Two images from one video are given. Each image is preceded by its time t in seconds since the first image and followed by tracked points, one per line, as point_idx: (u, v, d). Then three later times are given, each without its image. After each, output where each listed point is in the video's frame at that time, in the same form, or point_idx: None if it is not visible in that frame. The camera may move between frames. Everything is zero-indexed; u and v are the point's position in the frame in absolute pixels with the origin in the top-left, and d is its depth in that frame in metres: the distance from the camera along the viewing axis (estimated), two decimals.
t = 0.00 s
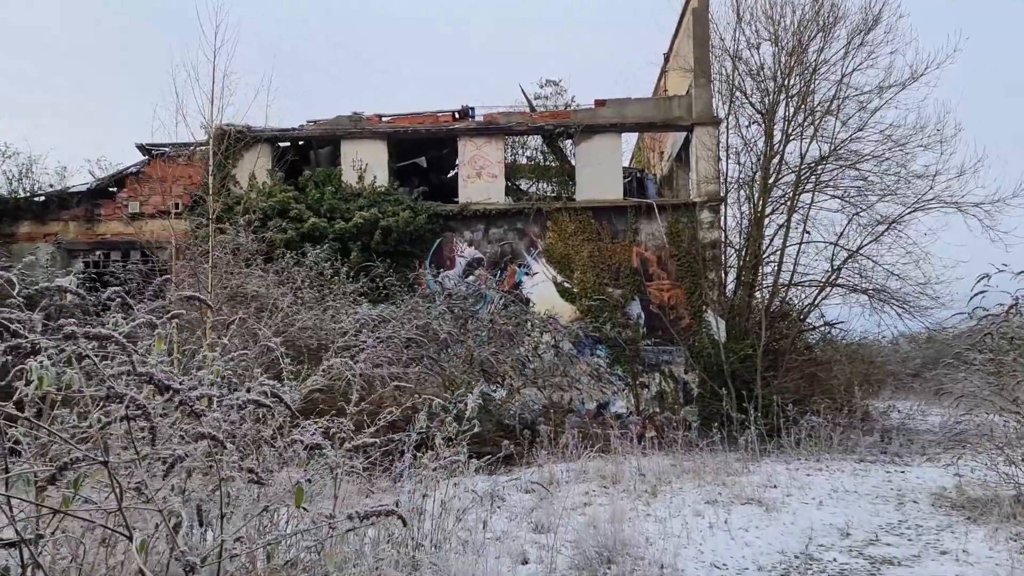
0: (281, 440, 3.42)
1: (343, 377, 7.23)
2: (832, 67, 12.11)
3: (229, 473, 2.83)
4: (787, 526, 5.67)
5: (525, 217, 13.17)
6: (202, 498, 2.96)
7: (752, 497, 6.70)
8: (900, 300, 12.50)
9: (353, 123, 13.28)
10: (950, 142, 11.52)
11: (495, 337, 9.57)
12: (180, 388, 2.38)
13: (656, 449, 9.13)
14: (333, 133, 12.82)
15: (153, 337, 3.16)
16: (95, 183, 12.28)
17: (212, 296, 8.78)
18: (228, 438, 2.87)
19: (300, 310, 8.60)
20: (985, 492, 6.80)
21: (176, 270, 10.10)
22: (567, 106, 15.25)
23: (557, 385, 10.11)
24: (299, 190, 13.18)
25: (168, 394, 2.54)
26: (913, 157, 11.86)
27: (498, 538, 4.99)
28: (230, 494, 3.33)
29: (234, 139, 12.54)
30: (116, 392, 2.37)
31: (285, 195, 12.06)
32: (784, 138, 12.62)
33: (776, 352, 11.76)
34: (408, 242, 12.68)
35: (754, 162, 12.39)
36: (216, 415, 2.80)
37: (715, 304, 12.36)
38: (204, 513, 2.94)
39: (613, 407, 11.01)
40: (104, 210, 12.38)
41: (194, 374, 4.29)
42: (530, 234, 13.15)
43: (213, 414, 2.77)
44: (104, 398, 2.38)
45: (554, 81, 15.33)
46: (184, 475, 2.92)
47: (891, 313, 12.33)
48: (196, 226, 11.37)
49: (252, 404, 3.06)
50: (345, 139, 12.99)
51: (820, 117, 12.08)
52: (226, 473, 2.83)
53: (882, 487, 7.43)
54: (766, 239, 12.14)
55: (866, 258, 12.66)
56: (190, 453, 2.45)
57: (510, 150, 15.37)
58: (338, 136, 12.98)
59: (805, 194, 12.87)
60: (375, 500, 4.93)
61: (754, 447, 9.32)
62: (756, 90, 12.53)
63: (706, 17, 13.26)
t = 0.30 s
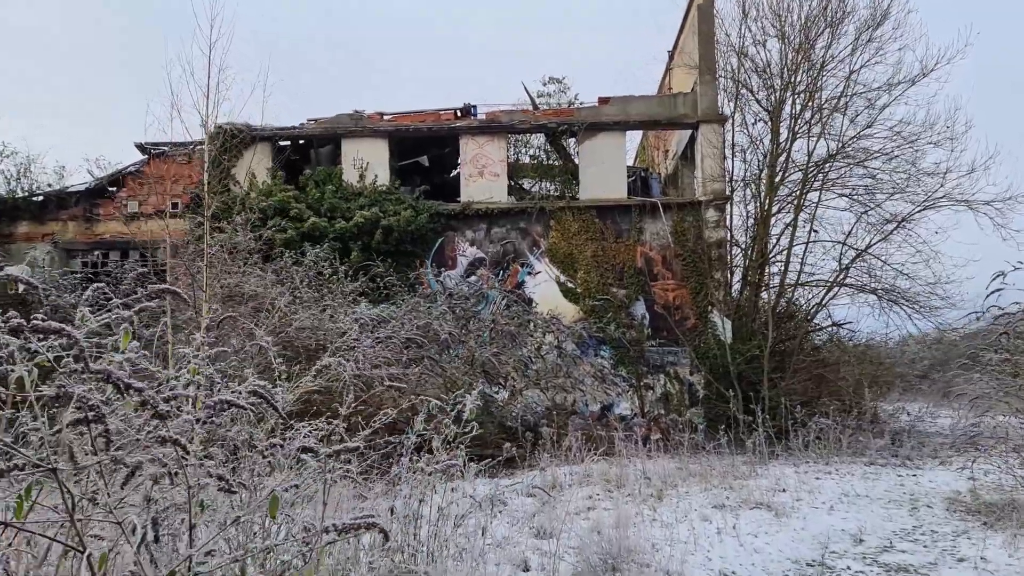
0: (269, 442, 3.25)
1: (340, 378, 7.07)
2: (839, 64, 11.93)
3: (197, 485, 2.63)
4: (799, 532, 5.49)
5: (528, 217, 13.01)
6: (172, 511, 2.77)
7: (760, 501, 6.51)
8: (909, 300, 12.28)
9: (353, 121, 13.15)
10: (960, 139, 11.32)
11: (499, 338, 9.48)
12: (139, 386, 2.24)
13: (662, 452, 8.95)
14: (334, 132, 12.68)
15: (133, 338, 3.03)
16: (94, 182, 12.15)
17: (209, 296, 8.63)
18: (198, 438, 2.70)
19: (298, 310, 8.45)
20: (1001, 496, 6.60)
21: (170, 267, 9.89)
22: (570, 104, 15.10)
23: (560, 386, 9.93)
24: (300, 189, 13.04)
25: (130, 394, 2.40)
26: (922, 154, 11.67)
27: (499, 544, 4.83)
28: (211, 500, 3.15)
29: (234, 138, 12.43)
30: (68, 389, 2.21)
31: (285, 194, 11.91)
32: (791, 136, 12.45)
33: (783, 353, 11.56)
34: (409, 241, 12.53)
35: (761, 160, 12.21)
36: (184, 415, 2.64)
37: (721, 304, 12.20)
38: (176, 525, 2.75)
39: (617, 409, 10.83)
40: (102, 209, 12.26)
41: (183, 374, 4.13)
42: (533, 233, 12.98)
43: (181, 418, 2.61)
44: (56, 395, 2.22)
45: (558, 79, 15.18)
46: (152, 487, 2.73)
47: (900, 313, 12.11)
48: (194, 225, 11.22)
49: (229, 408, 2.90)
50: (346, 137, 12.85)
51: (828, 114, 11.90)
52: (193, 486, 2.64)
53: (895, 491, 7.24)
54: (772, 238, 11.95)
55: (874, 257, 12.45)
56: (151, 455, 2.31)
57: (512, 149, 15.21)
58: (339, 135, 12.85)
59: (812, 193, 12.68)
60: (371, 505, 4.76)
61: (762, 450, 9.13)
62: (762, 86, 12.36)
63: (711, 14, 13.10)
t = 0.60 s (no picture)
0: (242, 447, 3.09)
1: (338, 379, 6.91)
2: (847, 60, 11.75)
3: (157, 501, 2.49)
4: (809, 538, 5.32)
5: (531, 215, 12.84)
6: (132, 520, 2.65)
7: (769, 506, 6.33)
8: (919, 300, 12.08)
9: (353, 119, 13.01)
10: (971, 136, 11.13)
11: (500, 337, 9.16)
12: (87, 391, 2.08)
13: (668, 454, 8.78)
14: (334, 130, 12.54)
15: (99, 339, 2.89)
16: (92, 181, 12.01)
17: (207, 295, 8.48)
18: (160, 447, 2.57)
19: (296, 310, 8.29)
20: (1017, 500, 6.42)
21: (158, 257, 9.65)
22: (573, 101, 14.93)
23: (564, 387, 9.72)
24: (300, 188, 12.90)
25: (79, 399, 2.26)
26: (932, 151, 11.48)
27: (499, 551, 4.68)
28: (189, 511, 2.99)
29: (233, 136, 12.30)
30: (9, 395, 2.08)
31: (285, 192, 11.77)
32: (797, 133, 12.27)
33: (790, 354, 11.37)
34: (410, 240, 12.37)
35: (767, 158, 12.03)
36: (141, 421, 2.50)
37: (727, 304, 12.02)
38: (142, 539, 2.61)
39: (621, 409, 10.73)
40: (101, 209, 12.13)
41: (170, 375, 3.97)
42: (536, 232, 12.82)
43: (139, 425, 2.46)
44: None
45: (561, 77, 15.01)
46: (113, 496, 2.60)
47: (910, 313, 11.91)
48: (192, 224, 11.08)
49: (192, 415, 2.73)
50: (346, 136, 12.71)
51: (835, 111, 11.72)
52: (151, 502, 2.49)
53: (907, 495, 7.06)
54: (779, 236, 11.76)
55: (883, 256, 12.26)
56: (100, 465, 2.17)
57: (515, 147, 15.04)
58: (339, 133, 12.71)
59: (819, 191, 12.49)
60: (366, 510, 4.60)
61: (770, 452, 8.95)
62: (768, 83, 12.19)
63: (717, 9, 12.91)
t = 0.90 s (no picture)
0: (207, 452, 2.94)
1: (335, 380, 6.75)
2: (854, 56, 11.56)
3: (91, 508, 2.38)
4: (818, 544, 5.14)
5: (534, 214, 12.67)
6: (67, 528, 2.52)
7: (777, 510, 6.14)
8: (929, 299, 11.85)
9: (354, 117, 12.89)
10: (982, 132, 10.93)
11: (503, 339, 9.03)
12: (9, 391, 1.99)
13: (673, 457, 8.60)
14: (335, 128, 12.42)
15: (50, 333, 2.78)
16: (91, 180, 11.88)
17: (204, 295, 8.34)
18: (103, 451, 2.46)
19: (292, 309, 8.14)
20: None
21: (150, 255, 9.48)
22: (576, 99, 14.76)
23: (567, 388, 9.48)
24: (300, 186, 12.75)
25: (7, 395, 2.16)
26: (942, 147, 11.28)
27: (498, 559, 4.50)
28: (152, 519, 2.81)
29: (232, 134, 12.17)
30: None
31: (285, 191, 11.64)
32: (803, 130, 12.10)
33: (797, 354, 11.17)
34: (412, 239, 12.21)
35: (773, 155, 11.83)
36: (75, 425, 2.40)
37: (733, 304, 11.84)
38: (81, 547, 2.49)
39: (625, 411, 10.40)
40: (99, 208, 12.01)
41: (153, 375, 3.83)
42: (539, 231, 12.66)
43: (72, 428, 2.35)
44: None
45: (564, 73, 14.83)
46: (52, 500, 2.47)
47: (919, 312, 11.70)
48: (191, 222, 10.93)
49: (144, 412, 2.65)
50: (346, 134, 12.59)
51: (843, 107, 11.52)
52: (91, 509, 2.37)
53: (919, 500, 6.86)
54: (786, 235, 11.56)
55: (892, 254, 12.05)
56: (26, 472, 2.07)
57: (517, 146, 14.88)
58: (339, 131, 12.58)
59: (826, 189, 12.30)
60: (360, 514, 4.45)
61: (777, 453, 8.77)
62: (774, 79, 12.01)
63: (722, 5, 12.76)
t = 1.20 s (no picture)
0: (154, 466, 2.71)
1: (330, 382, 6.57)
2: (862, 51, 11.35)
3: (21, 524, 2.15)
4: (828, 552, 4.94)
5: (536, 212, 12.50)
6: None
7: (786, 515, 5.95)
8: (939, 298, 11.63)
9: (354, 115, 12.75)
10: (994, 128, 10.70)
11: (503, 339, 8.82)
12: None
13: (677, 459, 8.42)
14: (335, 125, 12.27)
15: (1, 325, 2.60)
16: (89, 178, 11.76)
17: (201, 295, 8.21)
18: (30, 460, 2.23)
19: (289, 308, 7.99)
20: None
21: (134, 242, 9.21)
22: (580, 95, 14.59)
23: (570, 389, 9.31)
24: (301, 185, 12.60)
25: None
26: (952, 143, 11.07)
27: (496, 567, 4.34)
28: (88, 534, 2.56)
29: (231, 132, 12.03)
30: None
31: (284, 189, 11.49)
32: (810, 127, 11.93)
33: (804, 354, 10.97)
34: (413, 238, 12.05)
35: (780, 152, 11.63)
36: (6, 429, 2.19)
37: (739, 303, 11.65)
38: None
39: (629, 412, 10.43)
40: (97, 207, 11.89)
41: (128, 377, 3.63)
42: (542, 229, 12.48)
43: None
44: None
45: (567, 70, 14.63)
46: None
47: (930, 312, 11.48)
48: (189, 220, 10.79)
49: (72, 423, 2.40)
50: (347, 131, 12.44)
51: (851, 103, 11.31)
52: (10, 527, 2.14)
53: (932, 504, 6.66)
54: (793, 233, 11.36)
55: (901, 253, 11.83)
56: None
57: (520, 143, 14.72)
58: (339, 129, 12.43)
59: (834, 186, 12.09)
60: (352, 520, 4.29)
61: (785, 456, 8.57)
62: (781, 75, 11.81)
63: None
